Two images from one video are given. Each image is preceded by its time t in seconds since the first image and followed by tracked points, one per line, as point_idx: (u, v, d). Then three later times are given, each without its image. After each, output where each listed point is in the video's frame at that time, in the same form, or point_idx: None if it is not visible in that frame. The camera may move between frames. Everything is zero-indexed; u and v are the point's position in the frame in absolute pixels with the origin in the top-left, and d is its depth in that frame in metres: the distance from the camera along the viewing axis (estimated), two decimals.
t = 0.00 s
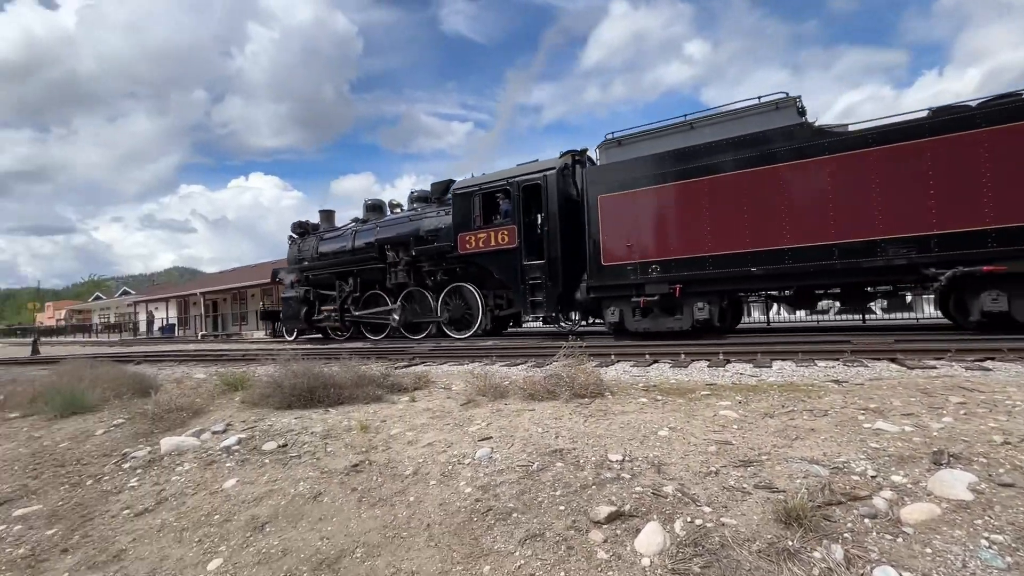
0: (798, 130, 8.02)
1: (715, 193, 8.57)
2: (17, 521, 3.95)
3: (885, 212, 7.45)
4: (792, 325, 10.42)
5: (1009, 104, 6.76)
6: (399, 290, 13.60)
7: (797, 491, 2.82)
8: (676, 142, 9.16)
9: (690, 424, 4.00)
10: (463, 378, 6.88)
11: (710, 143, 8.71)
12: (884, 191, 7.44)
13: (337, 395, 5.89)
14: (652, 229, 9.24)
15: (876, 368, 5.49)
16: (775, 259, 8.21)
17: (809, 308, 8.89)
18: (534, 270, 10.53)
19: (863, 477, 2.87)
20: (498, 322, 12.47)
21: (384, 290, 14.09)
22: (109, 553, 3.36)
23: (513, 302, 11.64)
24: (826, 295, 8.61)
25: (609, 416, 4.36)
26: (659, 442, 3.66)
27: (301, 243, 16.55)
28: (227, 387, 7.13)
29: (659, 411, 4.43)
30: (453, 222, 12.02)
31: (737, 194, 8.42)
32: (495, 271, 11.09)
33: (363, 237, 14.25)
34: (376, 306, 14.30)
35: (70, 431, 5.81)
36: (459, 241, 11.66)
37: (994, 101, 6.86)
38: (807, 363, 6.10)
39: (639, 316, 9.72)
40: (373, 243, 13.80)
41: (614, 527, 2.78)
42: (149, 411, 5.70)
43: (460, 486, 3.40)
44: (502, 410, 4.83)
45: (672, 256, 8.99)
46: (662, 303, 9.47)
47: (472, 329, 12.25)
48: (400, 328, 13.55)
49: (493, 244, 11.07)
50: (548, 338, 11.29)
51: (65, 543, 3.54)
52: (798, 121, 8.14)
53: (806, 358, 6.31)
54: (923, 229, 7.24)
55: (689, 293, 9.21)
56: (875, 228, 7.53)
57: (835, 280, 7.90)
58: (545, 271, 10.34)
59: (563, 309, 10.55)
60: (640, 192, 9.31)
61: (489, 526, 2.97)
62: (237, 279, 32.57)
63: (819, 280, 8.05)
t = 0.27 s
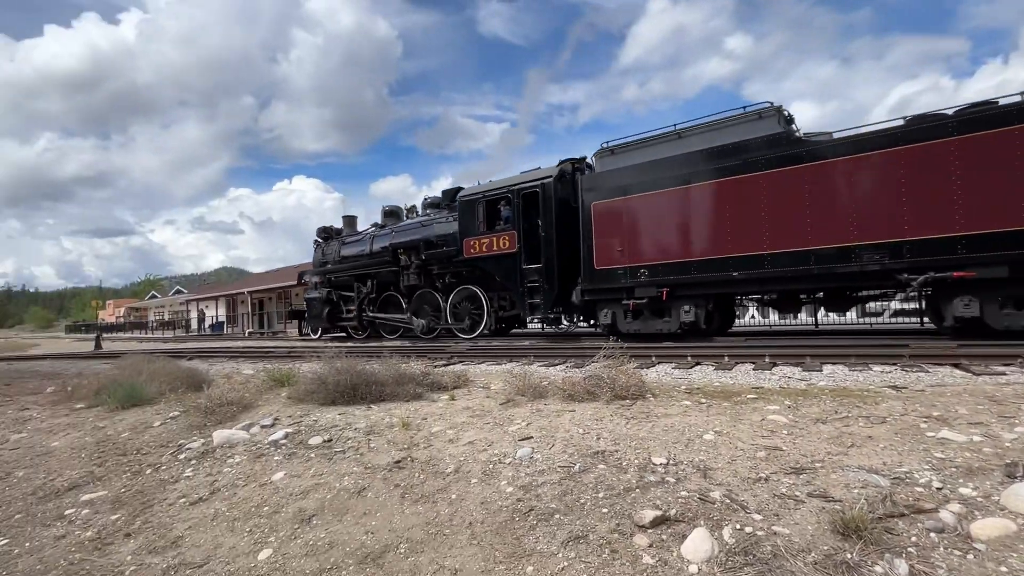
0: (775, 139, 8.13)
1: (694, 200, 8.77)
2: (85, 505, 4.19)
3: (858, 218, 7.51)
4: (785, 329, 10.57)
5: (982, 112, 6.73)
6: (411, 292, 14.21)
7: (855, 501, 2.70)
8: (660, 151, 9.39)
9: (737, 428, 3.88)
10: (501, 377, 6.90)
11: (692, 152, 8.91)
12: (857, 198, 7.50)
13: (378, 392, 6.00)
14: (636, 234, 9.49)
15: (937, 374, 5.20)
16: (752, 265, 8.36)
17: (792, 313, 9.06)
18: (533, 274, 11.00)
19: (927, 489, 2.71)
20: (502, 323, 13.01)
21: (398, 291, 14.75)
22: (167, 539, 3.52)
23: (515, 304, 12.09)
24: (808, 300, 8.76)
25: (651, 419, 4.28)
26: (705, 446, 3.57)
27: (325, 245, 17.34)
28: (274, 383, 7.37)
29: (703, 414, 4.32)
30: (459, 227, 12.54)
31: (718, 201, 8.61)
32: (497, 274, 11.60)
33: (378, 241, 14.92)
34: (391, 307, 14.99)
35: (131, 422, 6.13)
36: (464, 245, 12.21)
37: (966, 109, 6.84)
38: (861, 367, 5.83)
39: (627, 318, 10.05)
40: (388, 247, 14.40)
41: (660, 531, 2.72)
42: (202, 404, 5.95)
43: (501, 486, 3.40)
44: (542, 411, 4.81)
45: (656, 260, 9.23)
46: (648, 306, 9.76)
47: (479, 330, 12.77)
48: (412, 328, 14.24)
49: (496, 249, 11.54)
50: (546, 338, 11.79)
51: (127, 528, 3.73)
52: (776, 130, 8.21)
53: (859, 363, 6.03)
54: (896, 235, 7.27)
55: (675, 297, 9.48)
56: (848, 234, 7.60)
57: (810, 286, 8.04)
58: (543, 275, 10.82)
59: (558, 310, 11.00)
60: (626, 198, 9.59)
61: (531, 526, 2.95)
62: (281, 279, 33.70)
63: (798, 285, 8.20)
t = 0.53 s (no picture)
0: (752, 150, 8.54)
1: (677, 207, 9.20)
2: (136, 496, 4.37)
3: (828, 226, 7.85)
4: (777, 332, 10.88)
5: (947, 123, 7.04)
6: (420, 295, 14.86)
7: (910, 514, 2.57)
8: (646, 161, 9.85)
9: (781, 435, 3.75)
10: (535, 379, 6.88)
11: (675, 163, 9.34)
12: (827, 206, 7.84)
13: (413, 392, 6.06)
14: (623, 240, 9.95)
15: (997, 382, 4.91)
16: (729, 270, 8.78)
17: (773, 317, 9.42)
18: (529, 278, 11.51)
19: (990, 504, 2.56)
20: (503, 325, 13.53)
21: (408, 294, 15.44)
22: (212, 531, 3.64)
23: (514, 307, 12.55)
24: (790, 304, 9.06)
25: (689, 423, 4.17)
26: (746, 453, 3.46)
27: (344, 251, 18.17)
28: (312, 382, 7.55)
29: (743, 419, 4.19)
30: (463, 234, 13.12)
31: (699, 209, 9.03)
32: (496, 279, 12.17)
33: (391, 246, 15.65)
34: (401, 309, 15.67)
35: (178, 417, 6.38)
36: (467, 250, 12.78)
37: (931, 121, 7.14)
38: (912, 373, 5.56)
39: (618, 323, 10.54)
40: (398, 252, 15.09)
41: (701, 539, 2.65)
42: (244, 401, 6.14)
43: (537, 488, 3.38)
44: (576, 413, 4.76)
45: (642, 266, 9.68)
46: (637, 311, 10.21)
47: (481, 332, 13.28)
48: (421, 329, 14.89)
49: (496, 254, 12.06)
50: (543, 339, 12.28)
51: (175, 520, 3.87)
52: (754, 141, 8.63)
53: (910, 369, 5.76)
54: (863, 242, 7.58)
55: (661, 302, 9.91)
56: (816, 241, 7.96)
57: (787, 291, 8.37)
58: (538, 279, 11.32)
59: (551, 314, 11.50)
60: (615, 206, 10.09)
61: (568, 530, 2.92)
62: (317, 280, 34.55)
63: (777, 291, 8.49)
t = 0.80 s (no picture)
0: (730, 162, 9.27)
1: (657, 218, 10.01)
2: (174, 491, 4.50)
3: (790, 235, 8.54)
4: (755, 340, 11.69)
5: (905, 139, 7.59)
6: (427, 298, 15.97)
7: (960, 529, 2.46)
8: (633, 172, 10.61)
9: (819, 442, 3.62)
10: (563, 381, 6.84)
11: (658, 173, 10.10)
12: (788, 217, 8.54)
13: (441, 393, 6.09)
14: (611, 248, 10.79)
15: None
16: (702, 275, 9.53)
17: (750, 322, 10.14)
18: (524, 283, 12.51)
19: None
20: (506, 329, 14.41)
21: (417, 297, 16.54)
22: (246, 527, 3.71)
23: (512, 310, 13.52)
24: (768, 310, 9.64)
25: (722, 429, 4.07)
26: (783, 460, 3.36)
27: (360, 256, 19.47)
28: (342, 381, 7.67)
29: (779, 425, 4.07)
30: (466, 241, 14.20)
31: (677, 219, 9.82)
32: (496, 283, 13.18)
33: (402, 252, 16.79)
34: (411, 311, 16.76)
35: (214, 415, 6.56)
36: (469, 257, 13.84)
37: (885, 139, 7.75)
38: (960, 380, 5.32)
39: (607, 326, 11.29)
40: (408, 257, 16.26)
41: (736, 548, 2.58)
42: (277, 400, 6.26)
43: (566, 492, 3.34)
44: (605, 417, 4.70)
45: (629, 273, 10.43)
46: (624, 314, 11.01)
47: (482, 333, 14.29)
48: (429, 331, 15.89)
49: (495, 260, 13.09)
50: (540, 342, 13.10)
51: (211, 515, 3.97)
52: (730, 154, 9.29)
53: (958, 375, 5.51)
54: (828, 252, 8.20)
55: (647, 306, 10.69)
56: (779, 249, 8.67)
57: (760, 295, 9.02)
58: (532, 284, 12.32)
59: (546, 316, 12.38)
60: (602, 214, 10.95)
61: (598, 535, 2.87)
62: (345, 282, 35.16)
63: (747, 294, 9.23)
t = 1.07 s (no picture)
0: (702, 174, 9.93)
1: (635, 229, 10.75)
2: (204, 488, 4.61)
3: (753, 245, 9.22)
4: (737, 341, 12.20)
5: (860, 154, 8.18)
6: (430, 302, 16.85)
7: (1003, 541, 2.37)
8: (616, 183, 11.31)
9: (851, 448, 3.52)
10: (585, 384, 6.80)
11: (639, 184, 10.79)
12: (751, 228, 9.24)
13: (463, 395, 6.12)
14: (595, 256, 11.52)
15: None
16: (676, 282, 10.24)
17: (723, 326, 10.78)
18: (517, 288, 13.32)
19: None
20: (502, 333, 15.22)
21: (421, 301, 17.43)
22: (272, 525, 3.78)
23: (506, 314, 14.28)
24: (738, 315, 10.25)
25: (749, 433, 3.99)
26: (813, 466, 3.27)
27: (371, 262, 20.51)
28: (366, 382, 7.75)
29: (808, 431, 3.97)
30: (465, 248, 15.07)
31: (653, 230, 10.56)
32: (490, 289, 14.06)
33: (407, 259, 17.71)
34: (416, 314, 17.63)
35: (241, 414, 6.70)
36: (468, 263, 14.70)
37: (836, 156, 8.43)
38: (1000, 386, 5.11)
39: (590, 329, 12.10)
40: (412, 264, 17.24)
41: (765, 556, 2.52)
42: (302, 400, 6.36)
43: (589, 495, 3.31)
44: (629, 420, 4.65)
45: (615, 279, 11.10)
46: (608, 317, 11.66)
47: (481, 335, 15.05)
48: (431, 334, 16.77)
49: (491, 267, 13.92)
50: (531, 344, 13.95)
51: (239, 512, 4.05)
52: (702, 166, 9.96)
53: (998, 381, 5.30)
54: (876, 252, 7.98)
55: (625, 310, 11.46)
56: (743, 258, 9.34)
57: (725, 301, 9.74)
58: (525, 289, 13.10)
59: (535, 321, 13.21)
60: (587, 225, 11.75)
61: (622, 539, 2.84)
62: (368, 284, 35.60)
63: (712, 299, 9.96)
